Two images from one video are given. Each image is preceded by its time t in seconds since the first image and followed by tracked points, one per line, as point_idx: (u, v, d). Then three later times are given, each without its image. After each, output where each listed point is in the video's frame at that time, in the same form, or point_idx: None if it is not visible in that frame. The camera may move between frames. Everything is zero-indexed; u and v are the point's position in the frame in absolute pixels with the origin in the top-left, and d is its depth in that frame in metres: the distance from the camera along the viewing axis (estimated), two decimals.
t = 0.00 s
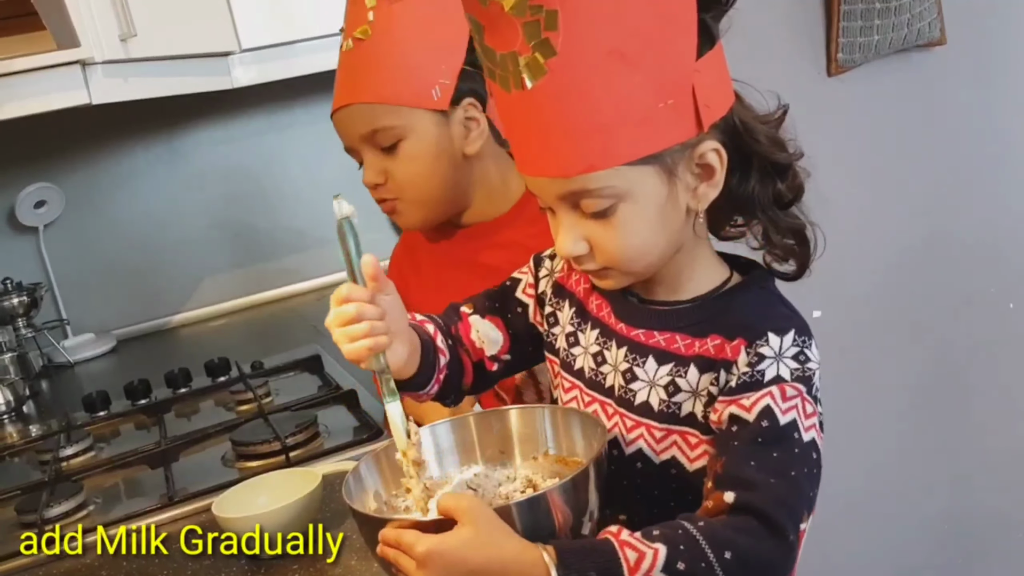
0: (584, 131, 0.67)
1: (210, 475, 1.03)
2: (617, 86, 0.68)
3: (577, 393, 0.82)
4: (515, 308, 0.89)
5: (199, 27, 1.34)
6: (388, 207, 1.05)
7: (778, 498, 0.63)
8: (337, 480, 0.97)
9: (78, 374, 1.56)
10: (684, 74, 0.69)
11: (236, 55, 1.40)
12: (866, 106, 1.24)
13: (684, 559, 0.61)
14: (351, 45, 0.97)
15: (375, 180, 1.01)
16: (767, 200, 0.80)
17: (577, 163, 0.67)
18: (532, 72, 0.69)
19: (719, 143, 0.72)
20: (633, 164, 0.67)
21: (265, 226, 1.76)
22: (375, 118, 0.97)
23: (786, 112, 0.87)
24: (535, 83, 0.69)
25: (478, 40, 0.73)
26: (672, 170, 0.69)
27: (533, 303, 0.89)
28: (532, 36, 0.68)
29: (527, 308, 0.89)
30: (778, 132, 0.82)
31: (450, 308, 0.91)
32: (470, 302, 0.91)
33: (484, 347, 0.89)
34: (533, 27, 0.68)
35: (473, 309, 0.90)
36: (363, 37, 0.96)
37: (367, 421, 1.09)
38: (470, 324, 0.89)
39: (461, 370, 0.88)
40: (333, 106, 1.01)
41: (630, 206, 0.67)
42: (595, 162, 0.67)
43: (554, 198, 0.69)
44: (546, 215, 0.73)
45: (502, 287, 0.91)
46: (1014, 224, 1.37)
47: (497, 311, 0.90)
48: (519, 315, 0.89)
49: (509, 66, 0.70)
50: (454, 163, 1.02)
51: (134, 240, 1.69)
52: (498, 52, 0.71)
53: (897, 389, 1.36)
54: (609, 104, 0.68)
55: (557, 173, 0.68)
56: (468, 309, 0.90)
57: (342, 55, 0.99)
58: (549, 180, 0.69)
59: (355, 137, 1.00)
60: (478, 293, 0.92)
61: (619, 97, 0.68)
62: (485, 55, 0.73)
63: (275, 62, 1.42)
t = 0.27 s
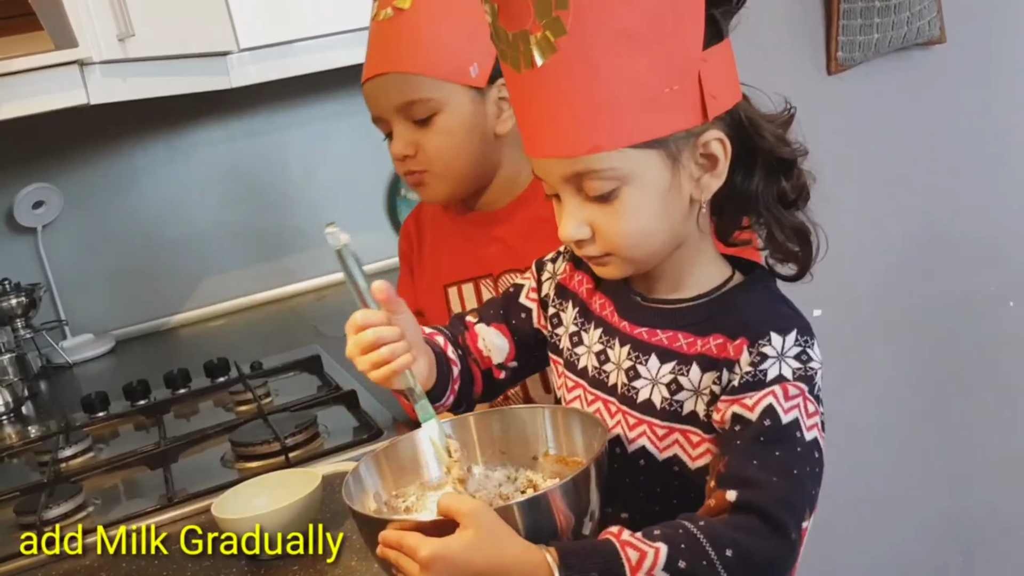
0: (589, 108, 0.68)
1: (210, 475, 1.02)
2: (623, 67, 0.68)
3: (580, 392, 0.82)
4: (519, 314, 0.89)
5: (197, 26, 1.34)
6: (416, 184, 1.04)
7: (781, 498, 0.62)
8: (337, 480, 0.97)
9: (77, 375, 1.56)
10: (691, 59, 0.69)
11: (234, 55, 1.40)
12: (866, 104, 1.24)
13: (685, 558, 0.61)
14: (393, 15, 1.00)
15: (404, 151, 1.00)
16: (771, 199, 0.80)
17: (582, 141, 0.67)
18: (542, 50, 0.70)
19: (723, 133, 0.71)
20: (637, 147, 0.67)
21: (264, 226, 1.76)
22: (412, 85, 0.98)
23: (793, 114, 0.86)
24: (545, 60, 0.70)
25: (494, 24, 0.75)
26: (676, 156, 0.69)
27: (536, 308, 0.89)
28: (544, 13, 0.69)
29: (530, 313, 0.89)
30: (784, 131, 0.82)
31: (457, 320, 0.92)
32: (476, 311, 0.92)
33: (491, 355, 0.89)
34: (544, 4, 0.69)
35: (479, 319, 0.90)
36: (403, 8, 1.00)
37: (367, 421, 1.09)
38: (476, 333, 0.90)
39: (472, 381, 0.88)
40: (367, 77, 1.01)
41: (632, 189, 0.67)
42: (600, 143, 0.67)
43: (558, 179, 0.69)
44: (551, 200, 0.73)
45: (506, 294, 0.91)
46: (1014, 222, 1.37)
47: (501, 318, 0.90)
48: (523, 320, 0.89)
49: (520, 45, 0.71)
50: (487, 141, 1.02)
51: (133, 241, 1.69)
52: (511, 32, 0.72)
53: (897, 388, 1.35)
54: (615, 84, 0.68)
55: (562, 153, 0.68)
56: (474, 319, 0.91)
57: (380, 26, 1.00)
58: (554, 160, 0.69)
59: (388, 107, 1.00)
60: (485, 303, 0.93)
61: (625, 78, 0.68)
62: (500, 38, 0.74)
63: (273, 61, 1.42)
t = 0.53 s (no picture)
0: (584, 98, 0.69)
1: (210, 475, 1.02)
2: (618, 59, 0.69)
3: (583, 387, 0.81)
4: (527, 311, 0.89)
5: (197, 26, 1.34)
6: (442, 196, 1.03)
7: (781, 495, 0.62)
8: (338, 480, 0.96)
9: (77, 375, 1.56)
10: (687, 54, 0.70)
11: (233, 54, 1.40)
12: (866, 102, 1.24)
13: (686, 554, 0.61)
14: (449, 20, 0.99)
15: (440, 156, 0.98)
16: (771, 196, 0.79)
17: (578, 131, 0.68)
18: (542, 42, 0.69)
19: (722, 128, 0.72)
20: (635, 138, 0.68)
21: (264, 225, 1.76)
22: (466, 90, 0.98)
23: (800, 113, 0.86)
24: (545, 52, 0.69)
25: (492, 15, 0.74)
26: (674, 150, 0.70)
27: (543, 304, 0.88)
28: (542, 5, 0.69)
29: (538, 310, 0.88)
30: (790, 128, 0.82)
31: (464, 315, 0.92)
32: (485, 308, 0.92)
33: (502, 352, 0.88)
34: None
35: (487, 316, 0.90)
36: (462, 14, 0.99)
37: (367, 421, 1.09)
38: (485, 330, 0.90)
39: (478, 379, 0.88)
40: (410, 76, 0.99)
41: (630, 180, 0.68)
42: (598, 133, 0.68)
43: (560, 169, 0.70)
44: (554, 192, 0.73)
45: (514, 291, 0.91)
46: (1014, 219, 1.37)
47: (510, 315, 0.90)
48: (530, 318, 0.88)
49: (520, 37, 0.71)
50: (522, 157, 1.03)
51: (133, 240, 1.69)
52: (510, 23, 0.72)
53: (898, 385, 1.35)
54: (610, 75, 0.69)
55: (560, 143, 0.69)
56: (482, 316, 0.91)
57: (429, 27, 0.99)
58: (555, 150, 0.70)
59: (434, 110, 0.98)
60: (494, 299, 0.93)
61: (620, 70, 0.69)
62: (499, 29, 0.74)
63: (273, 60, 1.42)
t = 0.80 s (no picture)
0: (563, 89, 0.72)
1: (212, 476, 1.03)
2: (597, 55, 0.71)
3: (591, 377, 0.82)
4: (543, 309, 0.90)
5: (197, 27, 1.34)
6: (445, 201, 1.03)
7: (784, 490, 0.62)
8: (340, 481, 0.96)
9: (79, 376, 1.56)
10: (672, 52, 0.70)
11: (234, 55, 1.40)
12: (864, 102, 1.24)
13: (695, 548, 0.61)
14: (422, 30, 0.99)
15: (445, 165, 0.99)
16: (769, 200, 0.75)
17: (557, 120, 0.73)
18: (536, 32, 0.74)
19: (702, 129, 0.72)
20: (608, 131, 0.71)
21: (264, 225, 1.76)
22: (457, 95, 0.98)
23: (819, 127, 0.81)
24: (537, 42, 0.74)
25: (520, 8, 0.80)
26: (648, 146, 0.71)
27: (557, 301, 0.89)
28: None
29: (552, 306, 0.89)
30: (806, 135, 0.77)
31: (485, 314, 0.93)
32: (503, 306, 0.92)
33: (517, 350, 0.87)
34: None
35: (505, 313, 0.91)
36: (435, 21, 0.99)
37: (368, 422, 1.09)
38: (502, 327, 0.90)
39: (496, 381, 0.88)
40: (394, 92, 0.99)
41: (602, 171, 0.71)
42: (573, 124, 0.71)
43: (551, 152, 0.75)
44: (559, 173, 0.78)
45: (531, 289, 0.93)
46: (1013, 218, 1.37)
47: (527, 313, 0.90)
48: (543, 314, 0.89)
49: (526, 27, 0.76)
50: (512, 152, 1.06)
51: (134, 241, 1.69)
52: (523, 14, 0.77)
53: (897, 384, 1.35)
54: (588, 69, 0.71)
55: (547, 129, 0.74)
56: (501, 314, 0.91)
57: (407, 41, 0.99)
58: (545, 133, 0.74)
59: (429, 121, 0.98)
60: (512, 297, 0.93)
61: (598, 65, 0.71)
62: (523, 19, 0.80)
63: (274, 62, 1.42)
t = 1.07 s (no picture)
0: (561, 78, 0.73)
1: (213, 476, 1.03)
2: (595, 47, 0.72)
3: (588, 369, 0.82)
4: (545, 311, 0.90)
5: (197, 28, 1.34)
6: (436, 188, 1.04)
7: (776, 476, 0.63)
8: (341, 480, 0.97)
9: (80, 377, 1.56)
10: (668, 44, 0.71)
11: (234, 55, 1.40)
12: (865, 100, 1.24)
13: (709, 536, 0.60)
14: (398, 20, 1.00)
15: (439, 151, 0.99)
16: (753, 194, 0.75)
17: (553, 108, 0.73)
18: (536, 24, 0.75)
19: (691, 117, 0.72)
20: (601, 118, 0.71)
21: (265, 225, 1.76)
22: (442, 83, 1.00)
23: (798, 123, 0.81)
24: (537, 35, 0.75)
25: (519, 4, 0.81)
26: (641, 134, 0.72)
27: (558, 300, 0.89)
28: None
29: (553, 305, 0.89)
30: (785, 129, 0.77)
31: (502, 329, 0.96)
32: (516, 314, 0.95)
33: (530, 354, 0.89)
34: None
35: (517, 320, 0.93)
36: (408, 11, 1.01)
37: (369, 421, 1.09)
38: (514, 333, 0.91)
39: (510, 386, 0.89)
40: (377, 83, 0.99)
41: (597, 157, 0.72)
42: (569, 111, 0.72)
43: (547, 139, 0.75)
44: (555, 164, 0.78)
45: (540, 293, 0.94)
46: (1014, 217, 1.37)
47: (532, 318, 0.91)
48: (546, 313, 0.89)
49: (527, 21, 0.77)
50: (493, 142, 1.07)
51: (134, 242, 1.69)
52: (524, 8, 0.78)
53: (898, 382, 1.35)
54: (586, 59, 0.72)
55: (544, 116, 0.75)
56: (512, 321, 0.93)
57: (384, 31, 1.00)
58: (542, 122, 0.75)
59: (418, 107, 0.99)
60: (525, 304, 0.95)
61: (595, 55, 0.72)
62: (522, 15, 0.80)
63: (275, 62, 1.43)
